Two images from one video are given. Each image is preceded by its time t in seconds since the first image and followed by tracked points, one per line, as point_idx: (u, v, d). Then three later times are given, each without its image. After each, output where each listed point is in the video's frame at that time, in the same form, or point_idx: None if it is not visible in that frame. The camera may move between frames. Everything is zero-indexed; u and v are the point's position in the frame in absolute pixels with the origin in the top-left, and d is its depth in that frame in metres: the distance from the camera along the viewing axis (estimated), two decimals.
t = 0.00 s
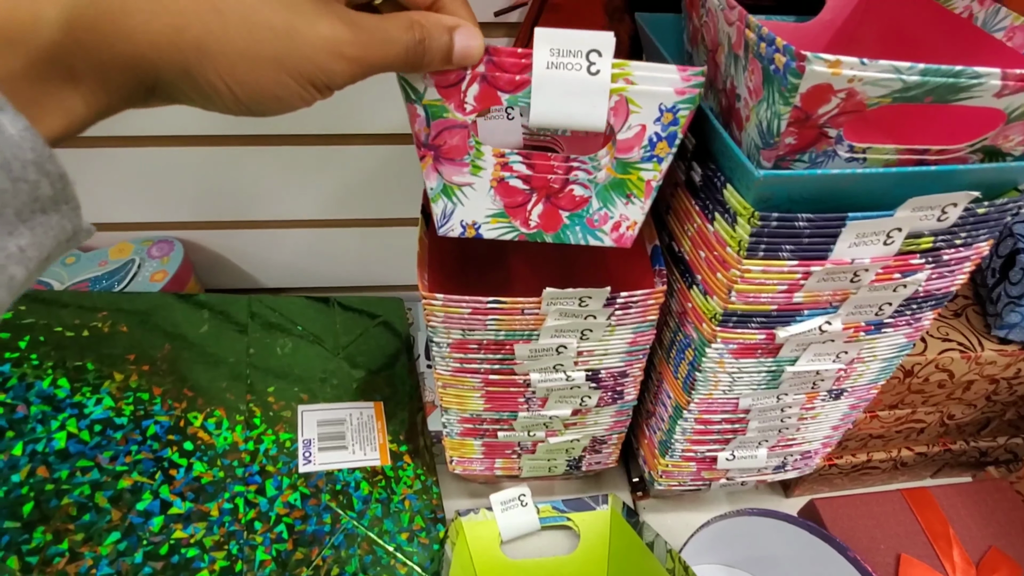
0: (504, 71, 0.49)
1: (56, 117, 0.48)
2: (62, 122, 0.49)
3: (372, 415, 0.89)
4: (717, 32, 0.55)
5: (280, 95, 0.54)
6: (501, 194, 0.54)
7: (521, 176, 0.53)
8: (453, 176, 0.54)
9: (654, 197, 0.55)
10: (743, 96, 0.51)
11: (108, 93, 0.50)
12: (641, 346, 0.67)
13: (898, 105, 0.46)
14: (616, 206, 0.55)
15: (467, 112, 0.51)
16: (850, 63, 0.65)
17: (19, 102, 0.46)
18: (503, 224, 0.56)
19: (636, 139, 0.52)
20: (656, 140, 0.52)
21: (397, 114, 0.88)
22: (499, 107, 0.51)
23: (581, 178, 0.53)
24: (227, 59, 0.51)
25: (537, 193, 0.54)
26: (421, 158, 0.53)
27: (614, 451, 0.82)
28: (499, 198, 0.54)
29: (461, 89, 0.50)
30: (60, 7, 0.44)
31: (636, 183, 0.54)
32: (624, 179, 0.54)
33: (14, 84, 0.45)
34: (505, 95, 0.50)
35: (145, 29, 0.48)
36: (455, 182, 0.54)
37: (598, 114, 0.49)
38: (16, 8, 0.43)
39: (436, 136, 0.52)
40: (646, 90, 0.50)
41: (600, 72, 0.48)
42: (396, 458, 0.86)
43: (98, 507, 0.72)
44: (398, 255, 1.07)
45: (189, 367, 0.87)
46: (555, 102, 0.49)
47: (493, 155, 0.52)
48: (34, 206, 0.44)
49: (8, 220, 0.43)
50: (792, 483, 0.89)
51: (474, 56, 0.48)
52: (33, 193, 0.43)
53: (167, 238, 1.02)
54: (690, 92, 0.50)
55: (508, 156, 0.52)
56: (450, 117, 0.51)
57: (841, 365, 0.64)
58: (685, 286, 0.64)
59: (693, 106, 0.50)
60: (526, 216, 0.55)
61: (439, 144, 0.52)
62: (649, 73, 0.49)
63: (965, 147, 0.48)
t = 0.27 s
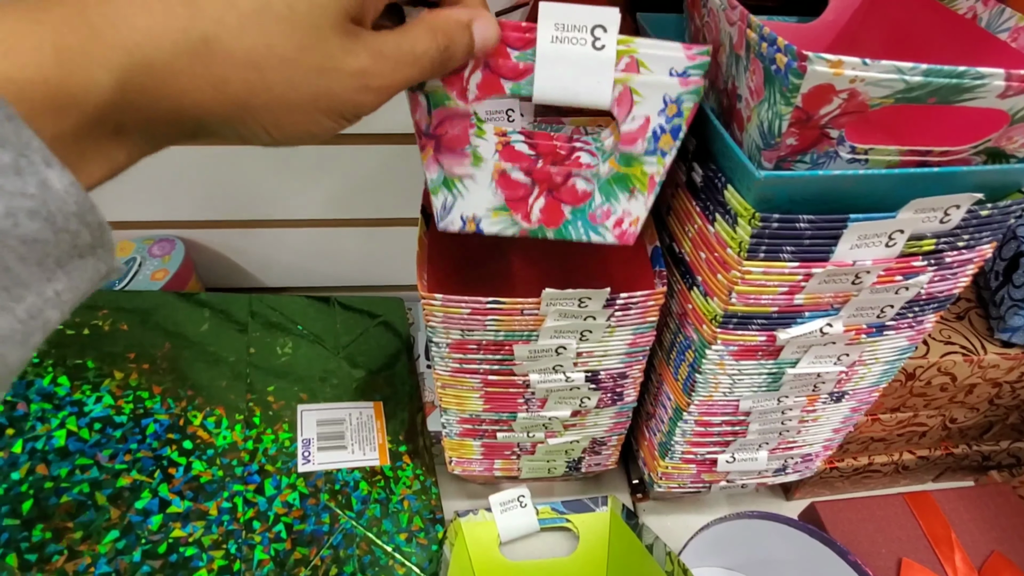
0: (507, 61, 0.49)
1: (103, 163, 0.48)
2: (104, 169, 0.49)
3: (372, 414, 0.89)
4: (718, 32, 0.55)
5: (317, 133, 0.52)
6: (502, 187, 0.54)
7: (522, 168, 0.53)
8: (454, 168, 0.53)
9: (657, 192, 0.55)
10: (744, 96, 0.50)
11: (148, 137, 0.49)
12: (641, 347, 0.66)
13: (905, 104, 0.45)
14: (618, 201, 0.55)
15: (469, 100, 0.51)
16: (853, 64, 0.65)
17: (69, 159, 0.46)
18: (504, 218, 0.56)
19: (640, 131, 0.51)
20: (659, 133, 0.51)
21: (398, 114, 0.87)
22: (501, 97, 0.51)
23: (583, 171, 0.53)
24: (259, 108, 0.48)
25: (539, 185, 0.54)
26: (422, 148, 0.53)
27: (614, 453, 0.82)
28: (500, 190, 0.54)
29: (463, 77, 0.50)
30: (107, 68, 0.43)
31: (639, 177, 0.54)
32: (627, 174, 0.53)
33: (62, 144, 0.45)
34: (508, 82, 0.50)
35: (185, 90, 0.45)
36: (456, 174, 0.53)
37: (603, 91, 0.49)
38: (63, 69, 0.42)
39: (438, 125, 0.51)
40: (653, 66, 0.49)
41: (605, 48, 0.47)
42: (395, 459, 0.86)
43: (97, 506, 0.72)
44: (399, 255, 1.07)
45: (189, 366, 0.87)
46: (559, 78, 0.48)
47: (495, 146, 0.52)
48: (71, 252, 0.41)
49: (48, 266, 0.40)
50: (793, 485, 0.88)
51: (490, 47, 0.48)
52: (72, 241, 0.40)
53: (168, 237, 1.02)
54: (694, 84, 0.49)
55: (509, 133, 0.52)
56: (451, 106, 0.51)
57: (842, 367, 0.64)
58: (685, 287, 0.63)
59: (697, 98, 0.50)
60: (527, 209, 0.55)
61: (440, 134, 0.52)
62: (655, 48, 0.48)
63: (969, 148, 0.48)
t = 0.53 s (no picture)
0: (506, 69, 0.48)
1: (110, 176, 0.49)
2: (111, 182, 0.50)
3: (371, 414, 0.89)
4: (719, 33, 0.55)
5: (321, 139, 0.54)
6: (501, 194, 0.54)
7: (521, 175, 0.53)
8: (453, 175, 0.53)
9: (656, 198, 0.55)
10: (744, 97, 0.50)
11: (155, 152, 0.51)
12: (641, 347, 0.66)
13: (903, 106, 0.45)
14: (618, 208, 0.55)
15: (467, 110, 0.50)
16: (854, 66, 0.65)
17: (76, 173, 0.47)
18: (503, 224, 0.56)
19: (639, 139, 0.51)
20: (658, 141, 0.51)
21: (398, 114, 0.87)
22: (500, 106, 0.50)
23: (582, 178, 0.53)
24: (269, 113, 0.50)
25: (538, 193, 0.54)
26: (421, 156, 0.53)
27: (613, 453, 0.82)
28: (499, 198, 0.54)
29: (462, 86, 0.49)
30: (112, 84, 0.44)
31: (638, 184, 0.54)
32: (626, 180, 0.53)
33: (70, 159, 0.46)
34: (506, 92, 0.49)
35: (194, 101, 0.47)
36: (455, 181, 0.54)
37: (600, 96, 0.48)
38: (70, 85, 0.43)
39: (436, 134, 0.51)
40: (650, 69, 0.48)
41: (603, 51, 0.47)
42: (394, 458, 0.86)
43: (96, 504, 0.72)
44: (399, 255, 1.07)
45: (189, 365, 0.87)
46: (556, 80, 0.48)
47: (494, 155, 0.52)
48: (75, 264, 0.43)
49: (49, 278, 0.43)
50: (793, 487, 0.88)
51: (490, 55, 0.47)
52: (75, 253, 0.43)
53: (169, 235, 1.02)
54: (693, 92, 0.49)
55: (508, 135, 0.51)
56: (449, 115, 0.51)
57: (842, 369, 0.64)
58: (685, 288, 0.63)
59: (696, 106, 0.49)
60: (526, 216, 0.55)
61: (439, 143, 0.52)
62: (655, 50, 0.48)
63: (970, 149, 0.47)
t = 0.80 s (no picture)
0: (466, 33, 0.47)
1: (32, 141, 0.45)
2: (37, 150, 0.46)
3: (368, 412, 0.88)
4: (719, 26, 0.54)
5: (268, 98, 0.48)
6: (471, 169, 0.53)
7: (490, 148, 0.52)
8: (420, 151, 0.52)
9: (637, 168, 0.53)
10: (744, 90, 0.50)
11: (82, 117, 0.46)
12: (639, 344, 0.66)
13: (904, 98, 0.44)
14: (596, 181, 0.54)
15: (432, 79, 0.49)
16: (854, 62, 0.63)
17: None
18: (474, 203, 0.55)
19: (614, 103, 0.50)
20: (635, 104, 0.50)
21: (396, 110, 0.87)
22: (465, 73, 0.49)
23: (556, 149, 0.52)
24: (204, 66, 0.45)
25: (510, 166, 0.53)
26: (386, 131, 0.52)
27: (611, 451, 0.81)
28: (469, 173, 0.53)
29: (424, 54, 0.48)
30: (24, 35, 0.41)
31: (617, 153, 0.52)
32: (603, 149, 0.52)
33: None
34: (468, 57, 0.48)
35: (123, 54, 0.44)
36: (422, 157, 0.52)
37: (566, 56, 0.46)
38: None
39: (400, 107, 0.50)
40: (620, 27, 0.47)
41: (569, 8, 0.45)
42: (392, 456, 0.85)
43: (90, 501, 0.72)
44: (396, 252, 1.07)
45: (184, 362, 0.86)
46: (519, 40, 0.46)
47: (461, 127, 0.51)
48: (6, 236, 0.41)
49: None
50: (792, 485, 0.88)
51: (448, 19, 0.45)
52: (6, 222, 0.40)
53: (165, 232, 1.02)
54: (668, 49, 0.48)
55: (475, 106, 0.50)
56: (413, 85, 0.49)
57: (842, 366, 0.63)
58: (684, 284, 0.63)
59: (673, 63, 0.48)
60: (499, 192, 0.54)
61: (403, 116, 0.50)
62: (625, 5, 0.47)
63: (972, 143, 0.47)
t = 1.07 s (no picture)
0: None
1: None
2: None
3: (367, 411, 0.88)
4: (716, 24, 0.54)
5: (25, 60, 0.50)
6: (373, 137, 0.44)
7: (387, 108, 0.43)
8: (318, 126, 0.44)
9: (559, 100, 0.42)
10: (741, 87, 0.50)
11: None
12: (637, 343, 0.66)
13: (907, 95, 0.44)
14: (514, 122, 0.42)
15: (314, 43, 0.43)
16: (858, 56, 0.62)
17: None
18: (383, 175, 0.44)
19: (511, 24, 0.41)
20: (536, 18, 0.41)
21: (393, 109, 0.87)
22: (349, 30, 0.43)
23: (458, 94, 0.42)
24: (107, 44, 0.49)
25: (412, 125, 0.43)
26: (285, 113, 0.45)
27: (609, 450, 0.81)
28: (372, 142, 0.44)
29: (302, 16, 0.42)
30: None
31: (528, 83, 0.42)
32: (511, 83, 0.42)
33: None
34: (345, 8, 0.42)
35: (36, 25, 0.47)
36: (321, 132, 0.44)
37: None
38: None
39: (291, 80, 0.44)
40: None
41: None
42: (390, 456, 0.85)
43: (88, 501, 0.72)
44: (395, 251, 1.07)
45: (182, 361, 0.86)
46: None
47: (355, 91, 0.44)
48: None
49: None
50: (791, 484, 0.88)
51: None
52: None
53: (164, 231, 1.02)
54: None
55: (366, 62, 0.43)
56: (298, 53, 0.43)
57: (840, 364, 0.63)
58: (682, 282, 0.63)
59: None
60: (406, 158, 0.43)
61: (295, 91, 0.44)
62: None
63: (969, 140, 0.47)
